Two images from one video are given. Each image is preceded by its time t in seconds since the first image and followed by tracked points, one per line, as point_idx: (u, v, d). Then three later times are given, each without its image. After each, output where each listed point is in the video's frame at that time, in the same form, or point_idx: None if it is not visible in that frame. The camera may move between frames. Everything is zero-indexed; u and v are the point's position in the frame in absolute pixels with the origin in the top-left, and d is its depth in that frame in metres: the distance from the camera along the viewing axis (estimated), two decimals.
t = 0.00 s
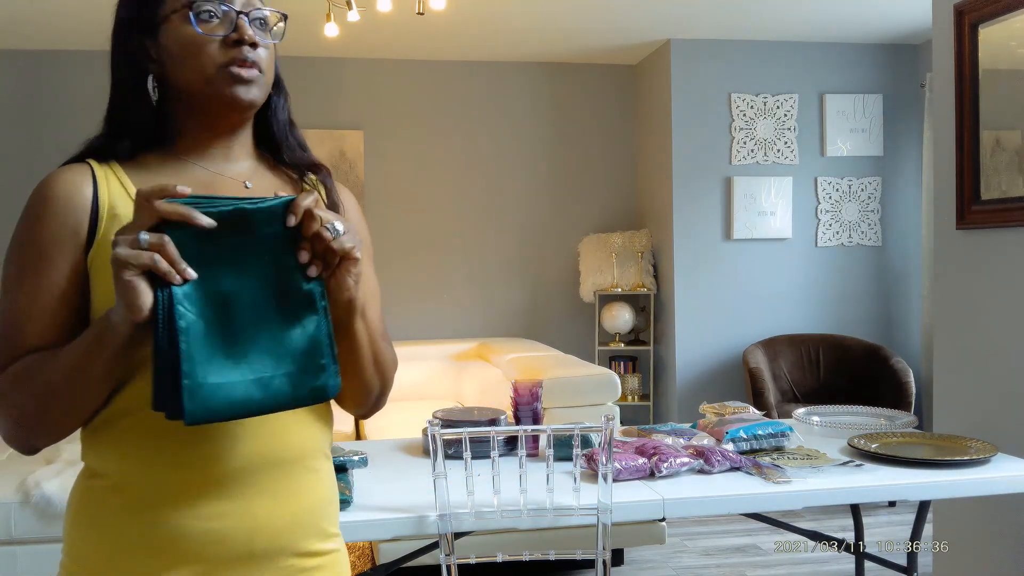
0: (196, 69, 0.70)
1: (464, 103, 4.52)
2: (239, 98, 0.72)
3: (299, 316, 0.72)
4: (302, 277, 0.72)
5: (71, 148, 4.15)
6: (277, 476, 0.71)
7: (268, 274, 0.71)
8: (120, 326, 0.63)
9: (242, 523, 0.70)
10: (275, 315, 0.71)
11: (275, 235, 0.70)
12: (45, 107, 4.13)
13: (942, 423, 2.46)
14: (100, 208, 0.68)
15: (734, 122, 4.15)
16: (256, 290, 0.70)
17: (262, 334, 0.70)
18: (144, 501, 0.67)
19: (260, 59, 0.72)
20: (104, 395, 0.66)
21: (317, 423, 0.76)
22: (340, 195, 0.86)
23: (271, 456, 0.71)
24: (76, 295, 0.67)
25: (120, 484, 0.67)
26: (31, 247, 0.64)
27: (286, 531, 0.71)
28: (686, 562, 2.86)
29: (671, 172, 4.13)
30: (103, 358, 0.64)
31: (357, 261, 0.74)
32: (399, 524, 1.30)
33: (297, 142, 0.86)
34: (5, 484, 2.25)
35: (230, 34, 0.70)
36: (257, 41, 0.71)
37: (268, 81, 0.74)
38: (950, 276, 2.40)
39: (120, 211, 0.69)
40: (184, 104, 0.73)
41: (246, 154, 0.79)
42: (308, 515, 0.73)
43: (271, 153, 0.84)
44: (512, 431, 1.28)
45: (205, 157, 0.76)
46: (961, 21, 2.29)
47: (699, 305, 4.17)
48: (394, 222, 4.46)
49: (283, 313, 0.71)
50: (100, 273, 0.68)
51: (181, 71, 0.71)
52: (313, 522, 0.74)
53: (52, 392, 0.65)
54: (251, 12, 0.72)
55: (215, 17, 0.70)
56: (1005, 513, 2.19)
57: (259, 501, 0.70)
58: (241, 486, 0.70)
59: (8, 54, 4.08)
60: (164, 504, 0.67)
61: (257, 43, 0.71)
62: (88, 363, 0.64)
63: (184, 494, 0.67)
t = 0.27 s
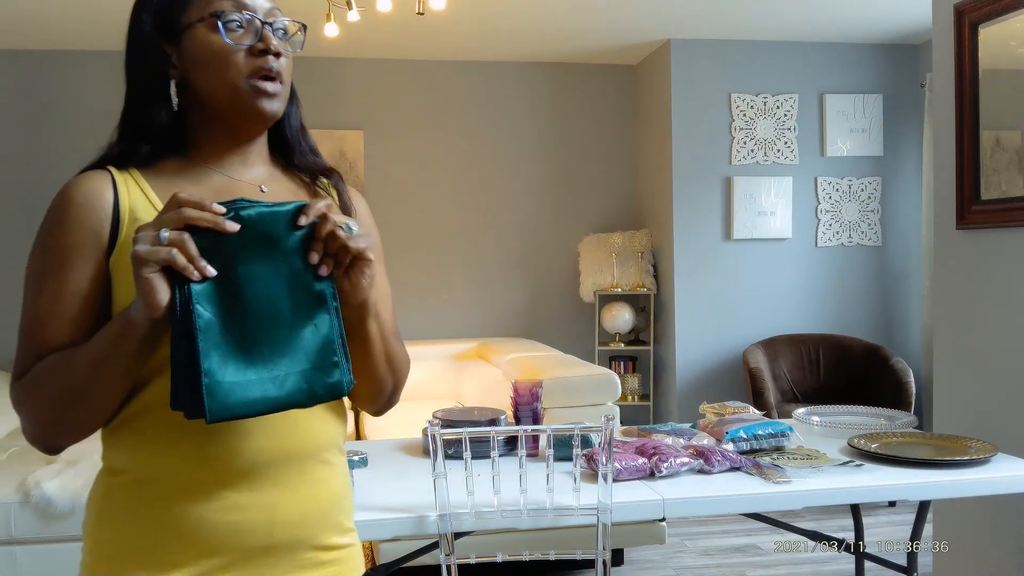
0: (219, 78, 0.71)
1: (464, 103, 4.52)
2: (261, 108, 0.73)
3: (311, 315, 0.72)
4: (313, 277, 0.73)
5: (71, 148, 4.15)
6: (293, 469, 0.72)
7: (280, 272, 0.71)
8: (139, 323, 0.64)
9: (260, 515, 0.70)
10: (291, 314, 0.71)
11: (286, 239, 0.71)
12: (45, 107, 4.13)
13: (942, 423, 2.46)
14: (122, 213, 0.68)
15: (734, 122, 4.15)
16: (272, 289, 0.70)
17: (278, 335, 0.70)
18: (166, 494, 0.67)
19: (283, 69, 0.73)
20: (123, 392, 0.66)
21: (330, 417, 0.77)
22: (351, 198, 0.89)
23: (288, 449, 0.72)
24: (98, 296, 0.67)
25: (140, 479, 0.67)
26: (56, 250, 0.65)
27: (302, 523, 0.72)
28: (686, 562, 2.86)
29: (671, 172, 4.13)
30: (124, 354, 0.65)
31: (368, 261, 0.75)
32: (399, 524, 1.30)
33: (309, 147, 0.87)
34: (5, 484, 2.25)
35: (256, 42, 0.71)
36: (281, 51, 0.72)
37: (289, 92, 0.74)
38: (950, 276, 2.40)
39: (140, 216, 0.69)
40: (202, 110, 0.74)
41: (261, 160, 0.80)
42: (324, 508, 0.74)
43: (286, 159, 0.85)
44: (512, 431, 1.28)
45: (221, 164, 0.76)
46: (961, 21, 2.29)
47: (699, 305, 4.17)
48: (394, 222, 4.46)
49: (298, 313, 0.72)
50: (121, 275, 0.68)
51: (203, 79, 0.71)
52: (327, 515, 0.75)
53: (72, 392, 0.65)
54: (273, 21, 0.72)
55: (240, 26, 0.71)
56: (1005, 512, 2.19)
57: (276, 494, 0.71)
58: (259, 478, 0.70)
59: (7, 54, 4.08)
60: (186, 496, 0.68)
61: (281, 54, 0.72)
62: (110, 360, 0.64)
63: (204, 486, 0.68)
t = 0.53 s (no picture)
0: (241, 92, 0.72)
1: (465, 103, 4.53)
2: (280, 123, 0.74)
3: (311, 336, 0.72)
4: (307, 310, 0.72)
5: (71, 148, 4.15)
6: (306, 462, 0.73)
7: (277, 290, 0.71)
8: (153, 323, 0.64)
9: (275, 509, 0.71)
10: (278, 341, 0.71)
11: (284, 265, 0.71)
12: (45, 107, 4.13)
13: (942, 423, 2.46)
14: (141, 220, 0.68)
15: (734, 122, 4.15)
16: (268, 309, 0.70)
17: (263, 359, 0.70)
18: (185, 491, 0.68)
19: (301, 85, 0.75)
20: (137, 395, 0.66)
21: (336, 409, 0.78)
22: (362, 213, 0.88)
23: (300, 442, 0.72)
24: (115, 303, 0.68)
25: (159, 478, 0.67)
26: (72, 255, 0.65)
27: (316, 515, 0.73)
28: (686, 562, 2.86)
29: (671, 171, 4.13)
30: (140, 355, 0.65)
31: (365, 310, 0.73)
32: (399, 524, 1.30)
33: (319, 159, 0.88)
34: (5, 484, 2.25)
35: (277, 57, 0.73)
36: (300, 66, 0.74)
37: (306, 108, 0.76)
38: (949, 276, 2.41)
39: (159, 225, 0.70)
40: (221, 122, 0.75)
41: (278, 173, 0.81)
42: (335, 501, 0.75)
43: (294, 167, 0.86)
44: (511, 431, 1.28)
45: (239, 176, 0.77)
46: (961, 22, 2.29)
47: (699, 305, 4.17)
48: (394, 222, 4.46)
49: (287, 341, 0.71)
50: (139, 283, 0.69)
51: (224, 94, 0.73)
52: (339, 508, 0.76)
53: (88, 397, 0.65)
54: (292, 37, 0.74)
55: (261, 40, 0.73)
56: (1005, 512, 2.19)
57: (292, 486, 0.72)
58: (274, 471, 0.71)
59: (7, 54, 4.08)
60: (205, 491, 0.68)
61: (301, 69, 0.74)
62: (126, 362, 0.65)
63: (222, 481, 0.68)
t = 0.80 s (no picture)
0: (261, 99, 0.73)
1: (465, 103, 4.53)
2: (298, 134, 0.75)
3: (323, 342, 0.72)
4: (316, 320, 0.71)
5: (71, 148, 4.15)
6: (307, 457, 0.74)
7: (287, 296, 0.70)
8: (170, 320, 0.64)
9: (279, 504, 0.72)
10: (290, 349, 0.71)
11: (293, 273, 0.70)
12: (45, 107, 4.13)
13: (943, 423, 2.46)
14: (148, 218, 0.68)
15: (734, 122, 4.15)
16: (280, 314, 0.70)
17: (279, 365, 0.70)
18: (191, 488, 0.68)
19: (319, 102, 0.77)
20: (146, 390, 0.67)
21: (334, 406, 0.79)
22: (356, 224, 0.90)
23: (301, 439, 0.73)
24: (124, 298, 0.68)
25: (164, 476, 0.67)
26: (74, 253, 0.65)
27: (316, 508, 0.75)
28: (686, 562, 2.86)
29: (671, 171, 4.13)
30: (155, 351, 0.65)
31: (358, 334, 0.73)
32: (399, 524, 1.30)
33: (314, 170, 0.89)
34: (5, 484, 2.25)
35: (304, 76, 0.74)
36: (321, 85, 0.76)
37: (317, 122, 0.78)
38: (950, 276, 2.40)
39: (166, 221, 0.69)
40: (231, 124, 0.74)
41: (273, 176, 0.81)
42: (333, 494, 0.77)
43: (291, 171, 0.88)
44: (511, 431, 1.28)
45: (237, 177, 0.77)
46: (961, 22, 2.29)
47: (699, 305, 4.17)
48: (394, 222, 4.46)
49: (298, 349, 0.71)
50: (144, 279, 0.68)
51: (243, 97, 0.72)
52: (335, 504, 0.77)
53: (97, 394, 0.65)
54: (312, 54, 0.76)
55: (288, 54, 0.73)
56: (1005, 512, 2.19)
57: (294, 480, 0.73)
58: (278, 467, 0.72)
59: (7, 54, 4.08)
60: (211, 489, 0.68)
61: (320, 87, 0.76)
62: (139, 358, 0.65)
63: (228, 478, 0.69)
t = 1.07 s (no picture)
0: (251, 102, 0.70)
1: (465, 103, 4.53)
2: (279, 143, 0.73)
3: (327, 325, 0.70)
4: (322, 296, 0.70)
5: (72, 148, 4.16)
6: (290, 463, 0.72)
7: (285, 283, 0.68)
8: (162, 312, 0.60)
9: (262, 514, 0.69)
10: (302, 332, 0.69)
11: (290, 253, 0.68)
12: (46, 107, 4.14)
13: (943, 423, 2.46)
14: (117, 213, 0.63)
15: (734, 122, 4.15)
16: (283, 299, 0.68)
17: (294, 348, 0.68)
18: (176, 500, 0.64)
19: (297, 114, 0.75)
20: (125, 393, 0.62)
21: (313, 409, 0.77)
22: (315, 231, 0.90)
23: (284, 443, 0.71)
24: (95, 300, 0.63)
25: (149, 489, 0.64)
26: (31, 253, 0.59)
27: (302, 516, 0.72)
28: (686, 562, 2.86)
29: (671, 171, 4.13)
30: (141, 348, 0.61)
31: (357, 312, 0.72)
32: (399, 524, 1.30)
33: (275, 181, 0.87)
34: (6, 483, 2.26)
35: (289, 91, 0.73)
36: (300, 98, 0.75)
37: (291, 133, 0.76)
38: (950, 276, 2.40)
39: (135, 215, 0.64)
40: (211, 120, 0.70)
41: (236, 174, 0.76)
42: (316, 501, 0.74)
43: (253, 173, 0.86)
44: (511, 431, 1.28)
45: (201, 174, 0.72)
46: (961, 22, 2.29)
47: (699, 306, 4.17)
48: (394, 222, 4.46)
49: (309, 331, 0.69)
50: (114, 279, 0.63)
51: (232, 96, 0.69)
52: (317, 514, 0.74)
53: (69, 401, 0.61)
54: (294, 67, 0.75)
55: (277, 63, 0.72)
56: (1005, 513, 2.19)
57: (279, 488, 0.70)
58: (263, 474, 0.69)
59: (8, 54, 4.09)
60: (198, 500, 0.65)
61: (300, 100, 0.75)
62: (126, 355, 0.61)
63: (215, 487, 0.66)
